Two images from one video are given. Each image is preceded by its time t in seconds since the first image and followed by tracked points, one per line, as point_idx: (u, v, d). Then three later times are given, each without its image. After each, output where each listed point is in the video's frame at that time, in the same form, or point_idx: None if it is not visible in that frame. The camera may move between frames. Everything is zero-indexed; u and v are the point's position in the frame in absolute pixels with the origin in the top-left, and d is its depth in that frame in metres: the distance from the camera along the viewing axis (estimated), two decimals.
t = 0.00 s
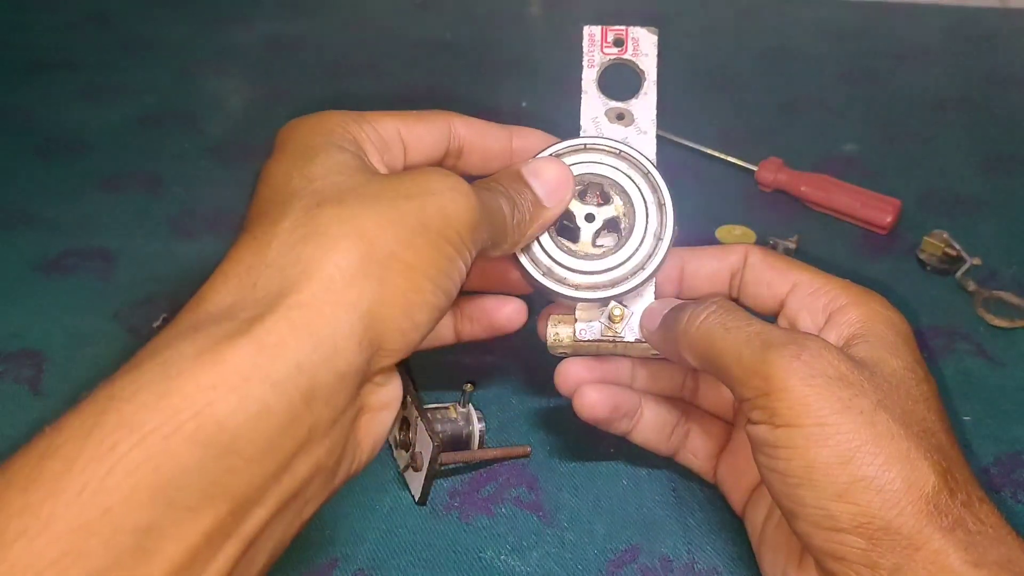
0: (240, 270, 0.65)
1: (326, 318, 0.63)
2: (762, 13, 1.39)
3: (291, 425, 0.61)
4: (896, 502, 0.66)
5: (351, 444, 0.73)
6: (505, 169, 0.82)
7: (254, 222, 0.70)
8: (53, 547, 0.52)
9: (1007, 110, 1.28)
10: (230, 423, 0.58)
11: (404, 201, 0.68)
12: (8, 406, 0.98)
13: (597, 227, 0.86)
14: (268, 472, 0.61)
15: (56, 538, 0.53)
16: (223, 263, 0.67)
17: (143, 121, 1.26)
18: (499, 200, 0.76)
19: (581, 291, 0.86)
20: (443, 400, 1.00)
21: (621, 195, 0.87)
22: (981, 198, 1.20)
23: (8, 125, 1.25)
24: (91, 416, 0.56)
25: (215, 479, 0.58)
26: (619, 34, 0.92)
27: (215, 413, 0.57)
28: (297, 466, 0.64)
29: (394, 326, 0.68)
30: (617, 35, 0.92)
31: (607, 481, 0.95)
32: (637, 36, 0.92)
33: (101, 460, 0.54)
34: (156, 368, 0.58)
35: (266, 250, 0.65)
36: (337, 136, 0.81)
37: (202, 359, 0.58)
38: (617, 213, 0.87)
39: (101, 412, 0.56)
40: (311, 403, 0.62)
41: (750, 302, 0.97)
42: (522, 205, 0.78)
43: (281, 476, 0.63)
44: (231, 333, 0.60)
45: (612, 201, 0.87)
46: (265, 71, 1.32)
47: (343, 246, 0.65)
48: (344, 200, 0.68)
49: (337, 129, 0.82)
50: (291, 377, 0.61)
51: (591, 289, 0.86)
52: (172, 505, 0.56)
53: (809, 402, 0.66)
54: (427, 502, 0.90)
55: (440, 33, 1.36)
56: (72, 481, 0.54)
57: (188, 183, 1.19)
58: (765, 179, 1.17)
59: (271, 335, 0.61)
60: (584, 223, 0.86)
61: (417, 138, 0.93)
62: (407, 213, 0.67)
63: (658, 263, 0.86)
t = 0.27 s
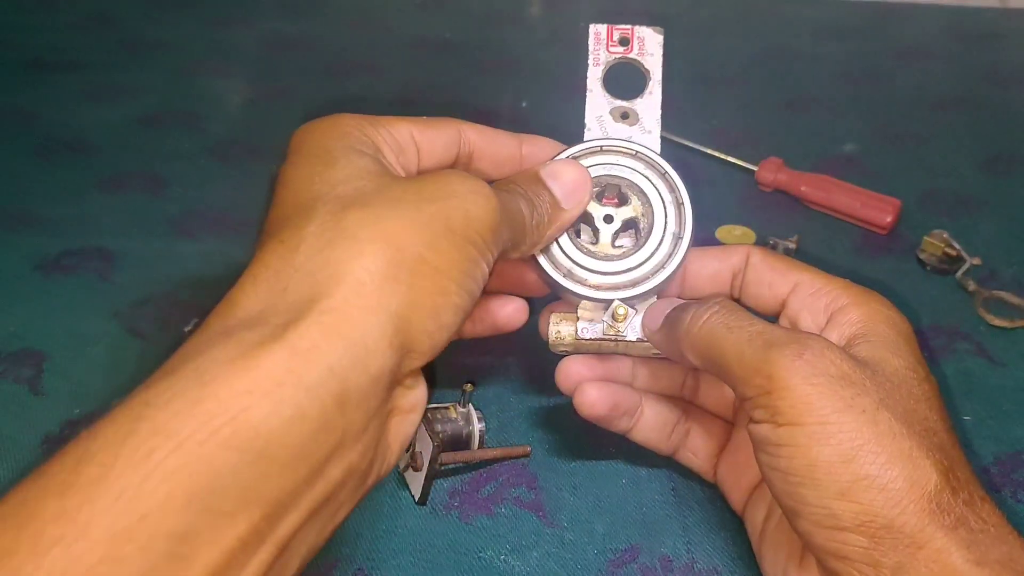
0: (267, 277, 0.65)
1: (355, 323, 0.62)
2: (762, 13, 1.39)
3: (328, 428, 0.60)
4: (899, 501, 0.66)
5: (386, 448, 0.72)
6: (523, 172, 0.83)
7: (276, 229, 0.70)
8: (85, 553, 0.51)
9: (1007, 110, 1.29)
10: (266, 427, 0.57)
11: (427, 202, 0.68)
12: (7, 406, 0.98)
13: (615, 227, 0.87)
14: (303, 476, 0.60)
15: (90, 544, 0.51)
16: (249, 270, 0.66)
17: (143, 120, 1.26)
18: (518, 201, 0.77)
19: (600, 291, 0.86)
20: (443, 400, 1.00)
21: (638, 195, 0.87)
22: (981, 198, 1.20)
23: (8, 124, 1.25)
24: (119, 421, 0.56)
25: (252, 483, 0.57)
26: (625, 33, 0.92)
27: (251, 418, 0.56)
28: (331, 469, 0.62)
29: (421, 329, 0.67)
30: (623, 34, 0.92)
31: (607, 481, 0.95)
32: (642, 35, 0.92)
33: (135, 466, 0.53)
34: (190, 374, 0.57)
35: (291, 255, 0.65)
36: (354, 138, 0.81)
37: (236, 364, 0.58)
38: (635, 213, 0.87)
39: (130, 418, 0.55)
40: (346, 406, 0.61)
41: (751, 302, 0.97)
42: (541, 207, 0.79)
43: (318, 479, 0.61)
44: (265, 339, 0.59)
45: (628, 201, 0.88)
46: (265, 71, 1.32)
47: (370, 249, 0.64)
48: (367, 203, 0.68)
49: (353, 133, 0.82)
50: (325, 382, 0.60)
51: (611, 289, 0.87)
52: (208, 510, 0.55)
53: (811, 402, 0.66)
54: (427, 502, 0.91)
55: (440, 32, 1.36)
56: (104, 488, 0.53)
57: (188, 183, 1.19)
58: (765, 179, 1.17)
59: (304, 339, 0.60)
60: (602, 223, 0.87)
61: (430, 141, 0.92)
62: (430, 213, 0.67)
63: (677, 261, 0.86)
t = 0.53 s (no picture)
0: (290, 286, 0.63)
1: (383, 334, 0.61)
2: (763, 13, 1.39)
3: (361, 438, 0.59)
4: (898, 502, 0.66)
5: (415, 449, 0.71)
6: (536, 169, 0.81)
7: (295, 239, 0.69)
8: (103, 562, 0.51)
9: (1008, 110, 1.29)
10: (300, 437, 0.56)
11: (451, 208, 0.67)
12: (8, 406, 0.98)
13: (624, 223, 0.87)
14: (335, 484, 0.59)
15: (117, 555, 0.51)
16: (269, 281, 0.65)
17: (144, 121, 1.26)
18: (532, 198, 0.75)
19: (612, 286, 0.86)
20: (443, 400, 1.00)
21: (646, 191, 0.87)
22: (981, 198, 1.20)
23: (8, 124, 1.25)
24: (145, 427, 0.55)
25: (286, 494, 0.56)
26: (621, 37, 0.92)
27: (285, 430, 0.56)
28: (362, 477, 0.61)
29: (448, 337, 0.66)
30: (619, 39, 0.93)
31: (607, 481, 0.95)
32: (638, 40, 0.92)
33: (170, 476, 0.53)
34: (225, 383, 0.56)
35: (313, 265, 0.63)
36: (367, 141, 0.79)
37: (270, 374, 0.57)
38: (643, 210, 0.87)
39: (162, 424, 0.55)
40: (379, 415, 0.60)
41: (750, 302, 0.97)
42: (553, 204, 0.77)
43: (348, 488, 0.61)
44: (294, 350, 0.59)
45: (636, 197, 0.88)
46: (265, 72, 1.31)
47: (397, 258, 0.63)
48: (389, 209, 0.66)
49: (365, 136, 0.80)
50: (356, 393, 0.59)
51: (622, 284, 0.86)
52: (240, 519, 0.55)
53: (811, 403, 0.66)
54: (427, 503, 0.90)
55: (440, 32, 1.36)
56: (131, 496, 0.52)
57: (189, 183, 1.19)
58: (765, 179, 1.17)
59: (334, 350, 0.59)
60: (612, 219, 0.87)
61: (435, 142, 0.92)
62: (453, 217, 0.66)
63: (688, 255, 0.86)
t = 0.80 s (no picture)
0: (309, 301, 0.63)
1: (405, 351, 0.61)
2: (763, 13, 1.39)
3: (382, 457, 0.60)
4: (901, 502, 0.66)
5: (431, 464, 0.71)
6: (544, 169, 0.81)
7: (310, 251, 0.68)
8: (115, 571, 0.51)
9: (1008, 110, 1.29)
10: (321, 457, 0.57)
11: (466, 219, 0.67)
12: (7, 406, 0.98)
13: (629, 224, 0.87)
14: (354, 505, 0.59)
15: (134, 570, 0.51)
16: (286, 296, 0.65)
17: (144, 121, 1.26)
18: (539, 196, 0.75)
19: (617, 288, 0.86)
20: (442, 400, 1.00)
21: (652, 193, 0.87)
22: (981, 198, 1.20)
23: (7, 124, 1.25)
24: (165, 447, 0.55)
25: (306, 517, 0.56)
26: (626, 32, 0.93)
27: (306, 451, 0.56)
28: (381, 497, 0.61)
29: (466, 353, 0.66)
30: (624, 33, 0.93)
31: (607, 481, 0.95)
32: (643, 35, 0.92)
33: (193, 498, 0.53)
34: (247, 403, 0.57)
35: (331, 281, 0.64)
36: (378, 145, 0.78)
37: (292, 395, 0.57)
38: (649, 212, 0.87)
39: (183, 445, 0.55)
40: (398, 436, 0.60)
41: (750, 302, 0.97)
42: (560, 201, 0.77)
43: (366, 509, 0.61)
44: (315, 369, 0.59)
45: (642, 198, 0.88)
46: (265, 71, 1.31)
47: (416, 273, 0.63)
48: (406, 223, 0.66)
49: (375, 140, 0.79)
50: (377, 413, 0.59)
51: (626, 286, 0.86)
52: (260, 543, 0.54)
53: (813, 402, 0.67)
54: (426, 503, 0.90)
55: (440, 32, 1.37)
56: (151, 515, 0.52)
57: (189, 183, 1.19)
58: (765, 179, 1.17)
59: (355, 369, 0.59)
60: (618, 221, 0.87)
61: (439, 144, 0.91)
62: (468, 228, 0.66)
63: (693, 258, 0.86)
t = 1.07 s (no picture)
0: (313, 308, 0.63)
1: (409, 356, 0.61)
2: (763, 13, 1.39)
3: (389, 461, 0.60)
4: (901, 502, 0.66)
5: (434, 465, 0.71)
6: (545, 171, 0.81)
7: (312, 256, 0.68)
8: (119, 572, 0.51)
9: (1007, 109, 1.29)
10: (328, 462, 0.57)
11: (469, 222, 0.67)
12: (7, 406, 0.98)
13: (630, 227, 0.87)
14: (360, 510, 0.59)
15: (141, 573, 0.51)
16: (290, 302, 0.65)
17: (144, 121, 1.26)
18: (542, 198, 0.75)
19: (617, 290, 0.86)
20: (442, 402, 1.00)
21: (652, 197, 0.87)
22: (981, 198, 1.20)
23: (7, 124, 1.25)
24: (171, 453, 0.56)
25: (313, 522, 0.57)
26: (625, 35, 0.92)
27: (311, 459, 0.56)
28: (387, 502, 0.62)
29: (471, 357, 0.66)
30: (623, 37, 0.93)
31: (607, 481, 0.95)
32: (643, 39, 0.92)
33: (201, 503, 0.53)
34: (254, 408, 0.57)
35: (334, 286, 0.63)
36: (379, 150, 0.78)
37: (298, 402, 0.57)
38: (649, 215, 0.87)
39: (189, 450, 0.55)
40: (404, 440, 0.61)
41: (750, 302, 0.97)
42: (564, 204, 0.77)
43: (372, 514, 0.61)
44: (321, 374, 0.59)
45: (642, 202, 0.88)
46: (266, 72, 1.32)
47: (419, 278, 0.63)
48: (408, 228, 0.66)
49: (377, 144, 0.78)
50: (382, 419, 0.59)
51: (626, 288, 0.86)
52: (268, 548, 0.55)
53: (813, 401, 0.67)
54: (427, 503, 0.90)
55: (440, 33, 1.37)
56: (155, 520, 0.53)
57: (189, 183, 1.19)
58: (765, 179, 1.18)
59: (360, 374, 0.59)
60: (618, 224, 0.87)
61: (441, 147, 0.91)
62: (472, 232, 0.66)
63: (694, 262, 0.86)
